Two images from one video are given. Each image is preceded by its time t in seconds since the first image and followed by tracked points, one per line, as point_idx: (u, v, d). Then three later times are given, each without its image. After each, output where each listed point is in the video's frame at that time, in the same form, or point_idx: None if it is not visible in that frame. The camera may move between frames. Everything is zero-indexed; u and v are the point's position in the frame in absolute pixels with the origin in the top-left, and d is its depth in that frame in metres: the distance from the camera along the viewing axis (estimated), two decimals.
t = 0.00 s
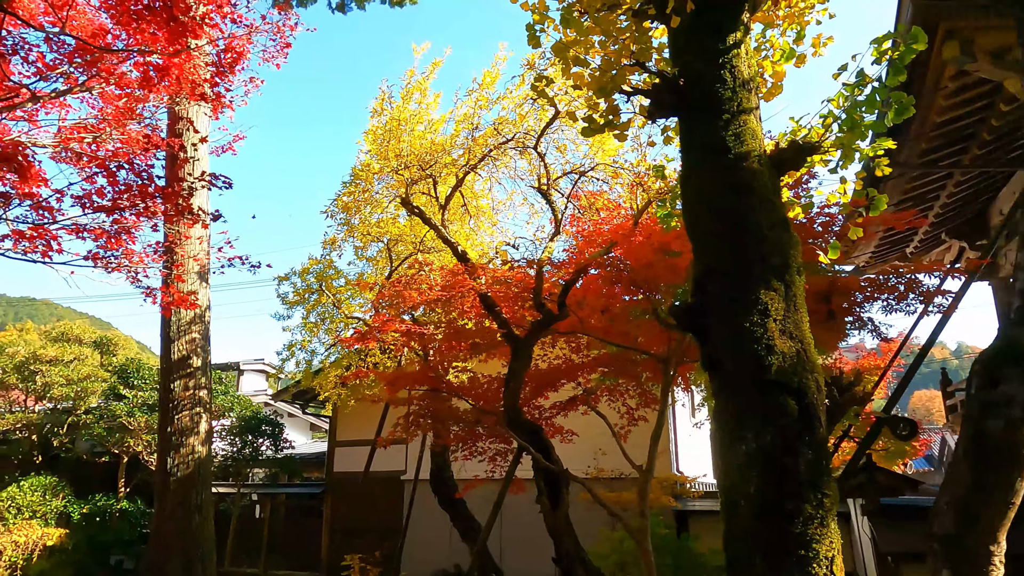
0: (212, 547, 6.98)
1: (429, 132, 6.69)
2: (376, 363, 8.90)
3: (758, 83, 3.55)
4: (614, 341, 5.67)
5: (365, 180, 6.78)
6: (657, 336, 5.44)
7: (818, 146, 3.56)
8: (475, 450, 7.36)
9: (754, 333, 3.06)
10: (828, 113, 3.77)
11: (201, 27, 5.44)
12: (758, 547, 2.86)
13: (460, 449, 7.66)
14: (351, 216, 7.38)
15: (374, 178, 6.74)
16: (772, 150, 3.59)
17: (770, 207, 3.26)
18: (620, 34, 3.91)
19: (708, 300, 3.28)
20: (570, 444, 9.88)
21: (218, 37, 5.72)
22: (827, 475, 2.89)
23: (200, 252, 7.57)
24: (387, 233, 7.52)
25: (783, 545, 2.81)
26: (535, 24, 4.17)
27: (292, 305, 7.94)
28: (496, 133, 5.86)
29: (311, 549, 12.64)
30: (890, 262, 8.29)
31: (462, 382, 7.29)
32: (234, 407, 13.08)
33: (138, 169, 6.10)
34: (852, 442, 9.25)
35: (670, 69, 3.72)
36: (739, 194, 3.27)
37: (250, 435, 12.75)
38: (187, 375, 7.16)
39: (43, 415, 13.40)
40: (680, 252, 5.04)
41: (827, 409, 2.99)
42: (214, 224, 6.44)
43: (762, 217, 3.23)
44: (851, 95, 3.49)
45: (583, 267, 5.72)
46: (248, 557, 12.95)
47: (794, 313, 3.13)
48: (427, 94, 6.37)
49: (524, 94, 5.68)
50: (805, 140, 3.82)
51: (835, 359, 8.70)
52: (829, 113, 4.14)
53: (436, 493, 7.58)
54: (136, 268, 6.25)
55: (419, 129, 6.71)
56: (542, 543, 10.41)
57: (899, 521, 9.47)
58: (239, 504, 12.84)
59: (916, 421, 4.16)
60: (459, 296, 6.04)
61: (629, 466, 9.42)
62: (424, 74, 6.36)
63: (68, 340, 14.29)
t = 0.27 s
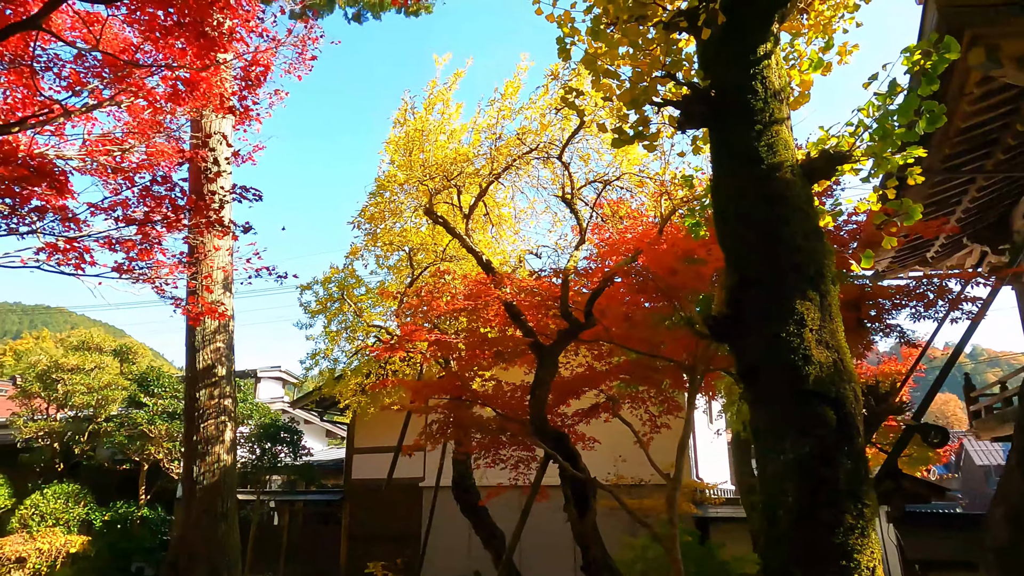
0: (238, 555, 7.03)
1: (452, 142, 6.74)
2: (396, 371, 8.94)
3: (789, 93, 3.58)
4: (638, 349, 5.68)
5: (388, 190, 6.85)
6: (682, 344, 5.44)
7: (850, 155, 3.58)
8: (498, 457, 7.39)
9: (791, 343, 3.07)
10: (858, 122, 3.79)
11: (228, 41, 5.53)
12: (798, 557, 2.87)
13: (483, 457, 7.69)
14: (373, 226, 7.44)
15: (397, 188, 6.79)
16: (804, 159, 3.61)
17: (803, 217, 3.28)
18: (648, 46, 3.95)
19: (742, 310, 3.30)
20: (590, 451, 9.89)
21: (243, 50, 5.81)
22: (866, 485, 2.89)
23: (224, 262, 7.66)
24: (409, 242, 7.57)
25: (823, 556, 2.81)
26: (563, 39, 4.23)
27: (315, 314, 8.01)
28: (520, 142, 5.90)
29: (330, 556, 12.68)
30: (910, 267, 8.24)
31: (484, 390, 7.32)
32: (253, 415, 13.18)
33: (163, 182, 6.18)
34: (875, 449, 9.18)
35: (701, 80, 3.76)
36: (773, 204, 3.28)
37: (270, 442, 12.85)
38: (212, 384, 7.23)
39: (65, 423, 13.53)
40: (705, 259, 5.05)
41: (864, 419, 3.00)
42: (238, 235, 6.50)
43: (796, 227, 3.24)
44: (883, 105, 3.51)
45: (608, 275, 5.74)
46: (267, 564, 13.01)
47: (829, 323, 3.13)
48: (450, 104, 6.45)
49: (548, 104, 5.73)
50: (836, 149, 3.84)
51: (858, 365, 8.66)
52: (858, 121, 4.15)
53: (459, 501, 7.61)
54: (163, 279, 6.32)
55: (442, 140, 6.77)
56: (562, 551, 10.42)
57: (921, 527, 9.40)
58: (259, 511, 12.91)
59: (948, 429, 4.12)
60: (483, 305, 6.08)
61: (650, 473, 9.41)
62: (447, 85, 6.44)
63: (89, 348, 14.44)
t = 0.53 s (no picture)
0: (261, 563, 7.07)
1: (471, 153, 6.78)
2: (414, 379, 8.97)
3: (817, 104, 3.59)
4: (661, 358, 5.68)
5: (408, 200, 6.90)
6: (704, 353, 5.44)
7: (879, 165, 3.58)
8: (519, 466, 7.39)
9: (824, 354, 3.07)
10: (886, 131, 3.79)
11: (253, 56, 5.61)
12: (834, 568, 2.86)
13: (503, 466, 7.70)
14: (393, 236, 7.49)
15: (418, 198, 6.84)
16: (833, 169, 3.62)
17: (834, 227, 3.29)
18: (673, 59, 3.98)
19: (773, 321, 3.30)
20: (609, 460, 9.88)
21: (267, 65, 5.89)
22: (902, 497, 2.89)
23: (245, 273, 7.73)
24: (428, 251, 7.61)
25: (861, 567, 2.80)
26: (588, 52, 4.27)
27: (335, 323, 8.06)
28: (541, 153, 5.94)
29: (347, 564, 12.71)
30: (930, 274, 8.19)
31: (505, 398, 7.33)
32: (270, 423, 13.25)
33: (187, 195, 6.26)
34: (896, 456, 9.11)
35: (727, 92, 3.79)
36: (803, 216, 3.29)
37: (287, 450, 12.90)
38: (234, 394, 7.29)
39: (84, 431, 13.65)
40: (729, 269, 5.05)
41: (899, 430, 2.99)
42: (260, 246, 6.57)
43: (826, 238, 3.25)
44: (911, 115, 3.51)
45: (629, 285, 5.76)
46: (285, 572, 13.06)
47: (862, 334, 3.14)
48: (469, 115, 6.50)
49: (568, 114, 5.76)
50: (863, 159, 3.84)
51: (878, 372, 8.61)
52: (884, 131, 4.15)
53: (479, 509, 7.62)
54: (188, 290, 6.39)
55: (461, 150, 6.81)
56: (580, 559, 10.39)
57: (944, 536, 9.31)
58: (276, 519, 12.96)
59: (977, 438, 4.08)
60: (505, 314, 6.10)
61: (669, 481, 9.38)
62: (467, 96, 6.49)
63: (108, 357, 14.58)
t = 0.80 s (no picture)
0: (281, 573, 7.09)
1: (489, 164, 6.83)
2: (431, 389, 8.99)
3: (841, 114, 3.60)
4: (682, 367, 5.66)
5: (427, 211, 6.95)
6: (725, 362, 5.42)
7: (905, 173, 3.58)
8: (538, 476, 7.39)
9: (852, 363, 3.06)
10: (912, 139, 3.78)
11: (275, 70, 5.68)
12: None
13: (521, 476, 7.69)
14: (410, 246, 7.53)
15: (436, 209, 6.88)
16: (857, 178, 3.62)
17: (860, 236, 3.29)
18: (696, 69, 4.01)
19: (799, 331, 3.30)
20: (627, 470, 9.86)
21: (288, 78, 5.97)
22: (935, 507, 2.87)
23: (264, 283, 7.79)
24: (445, 261, 7.65)
25: None
26: (609, 63, 4.30)
27: (353, 334, 8.12)
28: (560, 162, 5.96)
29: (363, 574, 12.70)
30: (949, 281, 8.14)
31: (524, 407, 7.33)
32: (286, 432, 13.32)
33: (208, 207, 6.33)
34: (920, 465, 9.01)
35: (751, 102, 3.81)
36: (829, 225, 3.30)
37: (304, 459, 12.95)
38: (254, 404, 7.34)
39: (103, 441, 13.75)
40: (749, 277, 5.04)
41: (930, 439, 2.98)
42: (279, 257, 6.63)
43: (853, 245, 3.25)
44: (937, 125, 3.51)
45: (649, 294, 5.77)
46: None
47: (890, 343, 3.13)
48: (487, 126, 6.55)
49: (586, 125, 5.80)
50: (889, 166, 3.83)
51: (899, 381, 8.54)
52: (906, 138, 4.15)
53: (497, 519, 7.62)
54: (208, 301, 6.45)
55: (479, 161, 6.87)
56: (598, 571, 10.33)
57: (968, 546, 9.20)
58: (293, 529, 12.98)
59: (1005, 448, 4.03)
60: (525, 324, 6.12)
61: (687, 490, 9.36)
62: (485, 107, 6.55)
63: (126, 368, 14.70)
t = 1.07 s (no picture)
0: None
1: (509, 176, 6.85)
2: (451, 401, 8.99)
3: (871, 124, 3.58)
4: (707, 378, 5.62)
5: (449, 224, 6.98)
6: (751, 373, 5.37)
7: (936, 182, 3.55)
8: (560, 490, 7.33)
9: (888, 374, 3.02)
10: (942, 148, 3.75)
11: (299, 87, 5.75)
12: None
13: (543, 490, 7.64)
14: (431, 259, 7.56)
15: (458, 222, 6.91)
16: (888, 187, 3.59)
17: (893, 245, 3.26)
18: (721, 81, 4.02)
19: (833, 342, 3.26)
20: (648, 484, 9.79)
21: (312, 95, 6.04)
22: (978, 521, 2.80)
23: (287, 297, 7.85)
24: (466, 274, 7.66)
25: None
26: (633, 76, 4.31)
27: (374, 347, 8.14)
28: (581, 174, 5.97)
29: None
30: (976, 290, 8.03)
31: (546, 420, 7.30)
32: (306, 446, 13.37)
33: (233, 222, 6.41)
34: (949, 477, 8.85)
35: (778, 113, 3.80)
36: (861, 236, 3.27)
37: (324, 472, 12.95)
38: (277, 418, 7.37)
39: (124, 455, 13.84)
40: (775, 287, 5.00)
41: (971, 451, 2.92)
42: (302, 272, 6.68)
43: (886, 255, 3.21)
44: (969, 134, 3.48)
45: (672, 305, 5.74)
46: None
47: (926, 353, 3.08)
48: (508, 139, 6.58)
49: (608, 137, 5.81)
50: (918, 175, 3.80)
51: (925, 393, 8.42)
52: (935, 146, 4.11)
53: (520, 533, 7.57)
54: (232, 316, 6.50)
55: (500, 174, 6.89)
56: None
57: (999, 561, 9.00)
58: (314, 544, 12.64)
59: None
60: (548, 336, 6.10)
61: (711, 505, 9.27)
62: (506, 121, 6.58)
63: (147, 382, 14.83)
